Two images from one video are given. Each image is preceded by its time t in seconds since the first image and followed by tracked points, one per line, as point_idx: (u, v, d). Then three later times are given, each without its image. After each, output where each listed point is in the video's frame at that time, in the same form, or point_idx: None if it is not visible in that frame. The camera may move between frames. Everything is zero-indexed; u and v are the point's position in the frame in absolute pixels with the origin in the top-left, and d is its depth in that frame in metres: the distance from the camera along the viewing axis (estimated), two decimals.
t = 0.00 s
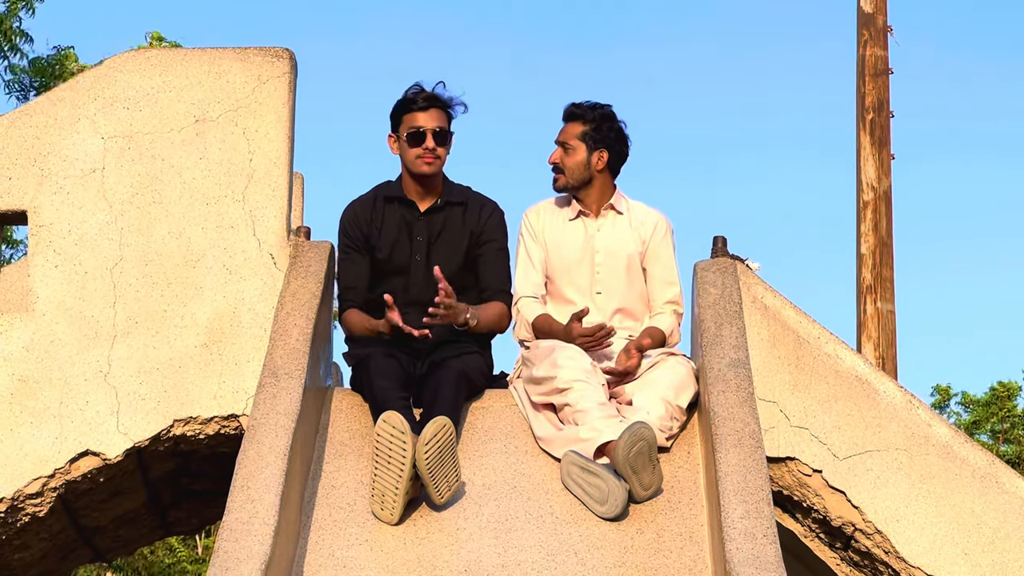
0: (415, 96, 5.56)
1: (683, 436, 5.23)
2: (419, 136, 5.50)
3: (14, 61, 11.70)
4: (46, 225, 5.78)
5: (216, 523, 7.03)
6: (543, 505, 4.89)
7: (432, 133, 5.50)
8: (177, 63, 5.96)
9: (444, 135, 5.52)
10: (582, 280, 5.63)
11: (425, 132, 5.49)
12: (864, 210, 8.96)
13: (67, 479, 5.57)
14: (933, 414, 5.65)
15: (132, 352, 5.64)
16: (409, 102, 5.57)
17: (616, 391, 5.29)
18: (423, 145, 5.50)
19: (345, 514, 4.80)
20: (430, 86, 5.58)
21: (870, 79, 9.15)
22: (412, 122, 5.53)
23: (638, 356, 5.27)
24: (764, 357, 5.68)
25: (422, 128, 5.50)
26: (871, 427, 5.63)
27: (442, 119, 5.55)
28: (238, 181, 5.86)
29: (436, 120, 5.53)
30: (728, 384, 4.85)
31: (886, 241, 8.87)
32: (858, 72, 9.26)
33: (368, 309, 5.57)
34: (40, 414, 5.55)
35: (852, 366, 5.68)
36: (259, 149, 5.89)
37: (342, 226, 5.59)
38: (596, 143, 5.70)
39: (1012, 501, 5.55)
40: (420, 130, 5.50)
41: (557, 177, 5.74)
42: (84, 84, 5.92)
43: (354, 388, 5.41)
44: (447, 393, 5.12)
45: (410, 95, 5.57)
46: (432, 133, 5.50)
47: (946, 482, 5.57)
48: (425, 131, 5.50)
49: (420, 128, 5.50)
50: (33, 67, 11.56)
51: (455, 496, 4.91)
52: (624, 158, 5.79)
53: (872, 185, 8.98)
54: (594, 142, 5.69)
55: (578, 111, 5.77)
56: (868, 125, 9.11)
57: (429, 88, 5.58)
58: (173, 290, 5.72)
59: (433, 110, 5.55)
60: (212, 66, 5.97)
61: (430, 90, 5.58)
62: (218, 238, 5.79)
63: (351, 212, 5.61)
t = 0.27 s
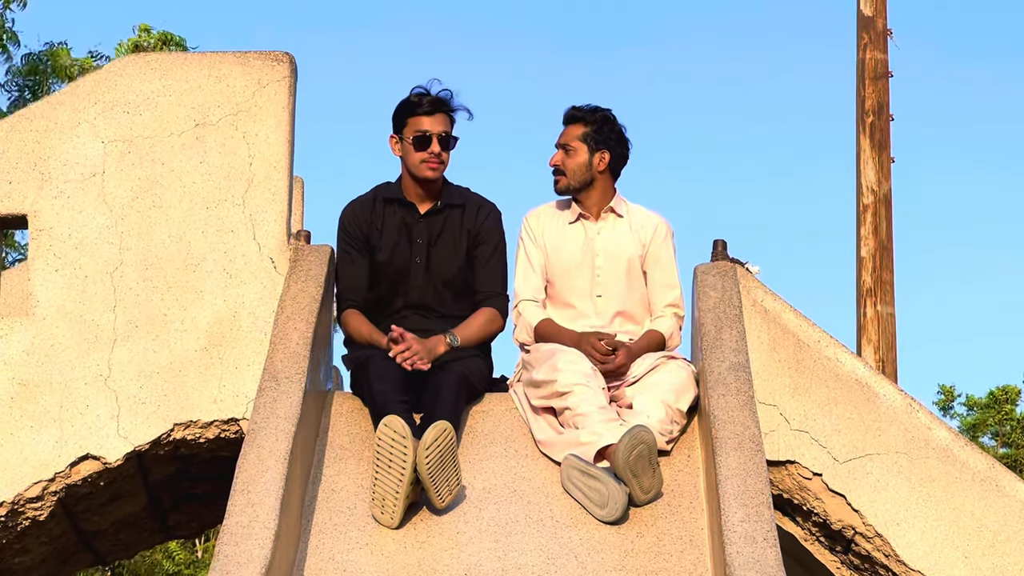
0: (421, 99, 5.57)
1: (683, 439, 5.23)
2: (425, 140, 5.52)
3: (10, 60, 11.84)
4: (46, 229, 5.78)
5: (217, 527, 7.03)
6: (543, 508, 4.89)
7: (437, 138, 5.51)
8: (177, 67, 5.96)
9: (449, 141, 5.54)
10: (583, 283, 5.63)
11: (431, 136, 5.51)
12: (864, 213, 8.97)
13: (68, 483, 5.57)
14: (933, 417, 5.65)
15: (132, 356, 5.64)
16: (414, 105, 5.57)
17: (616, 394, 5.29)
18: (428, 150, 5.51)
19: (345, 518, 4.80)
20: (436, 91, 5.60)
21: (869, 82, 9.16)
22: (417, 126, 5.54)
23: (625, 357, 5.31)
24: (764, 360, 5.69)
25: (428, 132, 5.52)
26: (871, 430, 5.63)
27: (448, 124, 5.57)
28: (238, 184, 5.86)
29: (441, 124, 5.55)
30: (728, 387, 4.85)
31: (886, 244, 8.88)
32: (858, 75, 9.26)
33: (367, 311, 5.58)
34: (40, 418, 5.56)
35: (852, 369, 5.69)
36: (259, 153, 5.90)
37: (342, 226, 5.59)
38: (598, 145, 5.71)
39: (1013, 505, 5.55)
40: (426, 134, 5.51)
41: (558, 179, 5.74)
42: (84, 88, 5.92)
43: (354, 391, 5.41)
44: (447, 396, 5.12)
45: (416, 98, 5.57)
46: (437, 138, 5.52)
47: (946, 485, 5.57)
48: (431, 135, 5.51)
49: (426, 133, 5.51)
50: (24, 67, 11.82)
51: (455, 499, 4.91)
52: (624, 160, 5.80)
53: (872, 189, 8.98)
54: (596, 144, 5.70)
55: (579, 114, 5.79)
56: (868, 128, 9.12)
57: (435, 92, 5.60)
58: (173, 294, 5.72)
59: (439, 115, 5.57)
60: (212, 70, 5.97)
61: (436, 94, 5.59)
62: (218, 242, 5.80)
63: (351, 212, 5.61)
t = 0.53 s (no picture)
0: (424, 102, 5.57)
1: (684, 443, 5.23)
2: (427, 143, 5.52)
3: None
4: (47, 233, 5.78)
5: (217, 531, 7.02)
6: (544, 512, 4.89)
7: (440, 141, 5.51)
8: (178, 71, 5.97)
9: (451, 145, 5.54)
10: (583, 286, 5.62)
11: (433, 139, 5.51)
12: (864, 217, 8.97)
13: (69, 487, 5.57)
14: (933, 421, 5.65)
15: (132, 360, 5.65)
16: (417, 107, 5.57)
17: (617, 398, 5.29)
18: (430, 153, 5.51)
19: (346, 522, 4.80)
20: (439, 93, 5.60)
21: (869, 86, 9.16)
22: (420, 128, 5.54)
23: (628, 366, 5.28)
24: (765, 364, 5.69)
25: (431, 135, 5.52)
26: (872, 434, 5.63)
27: (450, 127, 5.58)
28: (239, 189, 5.86)
29: (444, 128, 5.55)
30: (729, 391, 4.85)
31: (886, 247, 8.88)
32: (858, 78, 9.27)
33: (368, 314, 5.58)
34: (41, 423, 5.56)
35: (852, 373, 5.69)
36: (259, 156, 5.90)
37: (343, 228, 5.59)
38: (599, 148, 5.71)
39: (1013, 508, 5.55)
40: (429, 137, 5.51)
41: (560, 183, 5.74)
42: (85, 92, 5.93)
43: (355, 396, 5.41)
44: (448, 400, 5.12)
45: (420, 100, 5.57)
46: (440, 141, 5.52)
47: (947, 489, 5.57)
48: (433, 138, 5.52)
49: (428, 135, 5.52)
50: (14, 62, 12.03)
51: (456, 503, 4.91)
52: (626, 163, 5.80)
53: (871, 192, 8.98)
54: (597, 148, 5.71)
55: (580, 118, 5.80)
56: (868, 131, 9.12)
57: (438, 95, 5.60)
58: (174, 298, 5.73)
59: (442, 118, 5.57)
60: (213, 74, 5.98)
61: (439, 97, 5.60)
62: (219, 246, 5.80)
63: (352, 214, 5.61)
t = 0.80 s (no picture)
0: (429, 102, 5.57)
1: (686, 445, 5.23)
2: (431, 143, 5.51)
3: None
4: (48, 235, 5.78)
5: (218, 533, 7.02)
6: (545, 514, 4.88)
7: (444, 142, 5.51)
8: (179, 72, 5.97)
9: (455, 146, 5.54)
10: (584, 288, 5.62)
11: (437, 140, 5.50)
12: (865, 220, 8.96)
13: (70, 489, 5.56)
14: (935, 423, 5.65)
15: (133, 362, 5.64)
16: (422, 108, 5.57)
17: (618, 400, 5.28)
18: (433, 154, 5.51)
19: (347, 524, 4.80)
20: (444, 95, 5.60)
21: (870, 89, 9.16)
22: (424, 129, 5.54)
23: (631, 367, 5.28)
24: (766, 366, 5.68)
25: (435, 136, 5.52)
26: (874, 436, 5.63)
27: (455, 129, 5.57)
28: (240, 190, 5.86)
29: (448, 129, 5.54)
30: (731, 393, 4.85)
31: (887, 250, 8.88)
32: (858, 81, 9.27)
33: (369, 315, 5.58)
34: (42, 424, 5.55)
35: (854, 375, 5.69)
36: (260, 158, 5.90)
37: (346, 229, 5.58)
38: (601, 150, 5.71)
39: (1015, 510, 5.54)
40: (433, 137, 5.51)
41: (561, 185, 5.74)
42: (86, 93, 5.93)
43: (356, 397, 5.41)
44: (449, 402, 5.12)
45: (426, 100, 5.57)
46: (444, 142, 5.52)
47: (948, 491, 5.56)
48: (438, 139, 5.51)
49: (433, 136, 5.51)
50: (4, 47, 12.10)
51: (457, 505, 4.91)
52: (627, 166, 5.81)
53: (872, 195, 8.98)
54: (599, 149, 5.71)
55: (582, 120, 5.80)
56: (868, 134, 9.12)
57: (444, 96, 5.60)
58: (175, 300, 5.72)
59: (447, 119, 5.57)
60: (214, 75, 5.98)
61: (445, 98, 5.59)
62: (220, 247, 5.80)
63: (355, 215, 5.60)
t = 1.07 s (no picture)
0: (437, 104, 5.56)
1: (685, 447, 5.23)
2: (434, 145, 5.52)
3: None
4: (48, 237, 5.79)
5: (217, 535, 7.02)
6: (544, 516, 4.89)
7: (447, 146, 5.51)
8: (179, 74, 5.98)
9: (457, 151, 5.54)
10: (583, 290, 5.63)
11: (440, 143, 5.51)
12: (864, 223, 8.97)
13: (69, 491, 5.56)
14: (934, 426, 5.65)
15: (133, 363, 5.65)
16: (429, 109, 5.57)
17: (618, 402, 5.29)
18: (435, 156, 5.52)
19: (347, 525, 4.80)
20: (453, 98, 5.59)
21: (869, 92, 9.17)
22: (429, 130, 5.54)
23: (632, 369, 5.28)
24: (766, 368, 5.69)
25: (438, 139, 5.52)
26: (873, 439, 5.63)
27: (459, 133, 5.58)
28: (240, 192, 5.86)
29: (452, 133, 5.55)
30: (730, 395, 4.85)
31: (886, 253, 8.89)
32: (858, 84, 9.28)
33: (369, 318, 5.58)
34: (41, 426, 5.55)
35: (853, 377, 5.69)
36: (260, 160, 5.90)
37: (345, 232, 5.59)
38: (600, 153, 5.72)
39: (1014, 513, 5.55)
40: (437, 140, 5.51)
41: (561, 187, 5.75)
42: (86, 95, 5.93)
43: (355, 399, 5.41)
44: (449, 404, 5.12)
45: (435, 103, 5.57)
46: (447, 146, 5.52)
47: (947, 493, 5.57)
48: (441, 142, 5.51)
49: (436, 138, 5.51)
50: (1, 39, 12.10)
51: (457, 507, 4.91)
52: (627, 168, 5.81)
53: (872, 198, 8.99)
54: (599, 152, 5.71)
55: (581, 122, 5.80)
56: (868, 137, 9.13)
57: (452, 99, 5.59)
58: (175, 302, 5.73)
59: (452, 123, 5.57)
60: (214, 77, 5.98)
61: (452, 101, 5.59)
62: (219, 249, 5.80)
63: (354, 217, 5.60)
